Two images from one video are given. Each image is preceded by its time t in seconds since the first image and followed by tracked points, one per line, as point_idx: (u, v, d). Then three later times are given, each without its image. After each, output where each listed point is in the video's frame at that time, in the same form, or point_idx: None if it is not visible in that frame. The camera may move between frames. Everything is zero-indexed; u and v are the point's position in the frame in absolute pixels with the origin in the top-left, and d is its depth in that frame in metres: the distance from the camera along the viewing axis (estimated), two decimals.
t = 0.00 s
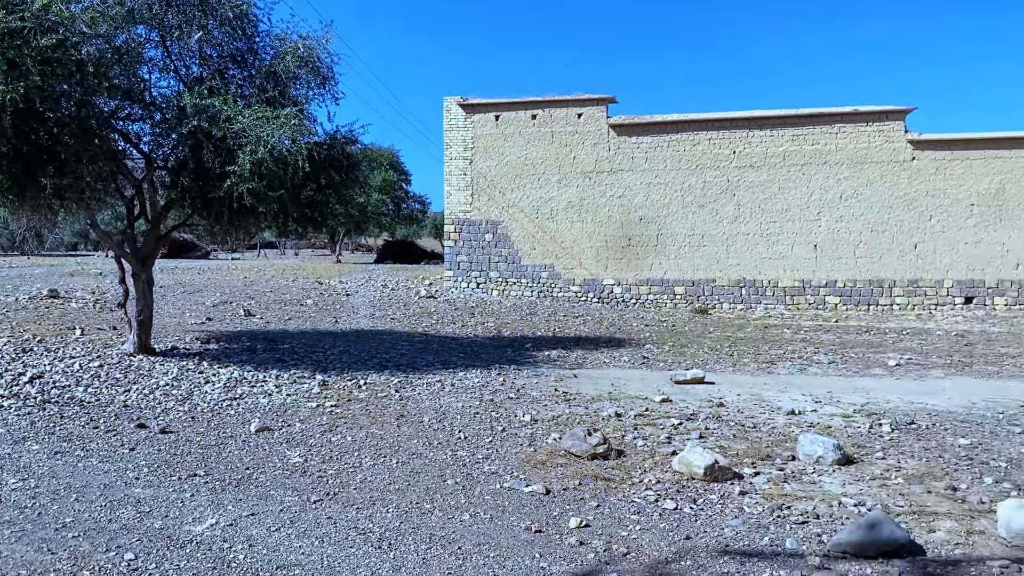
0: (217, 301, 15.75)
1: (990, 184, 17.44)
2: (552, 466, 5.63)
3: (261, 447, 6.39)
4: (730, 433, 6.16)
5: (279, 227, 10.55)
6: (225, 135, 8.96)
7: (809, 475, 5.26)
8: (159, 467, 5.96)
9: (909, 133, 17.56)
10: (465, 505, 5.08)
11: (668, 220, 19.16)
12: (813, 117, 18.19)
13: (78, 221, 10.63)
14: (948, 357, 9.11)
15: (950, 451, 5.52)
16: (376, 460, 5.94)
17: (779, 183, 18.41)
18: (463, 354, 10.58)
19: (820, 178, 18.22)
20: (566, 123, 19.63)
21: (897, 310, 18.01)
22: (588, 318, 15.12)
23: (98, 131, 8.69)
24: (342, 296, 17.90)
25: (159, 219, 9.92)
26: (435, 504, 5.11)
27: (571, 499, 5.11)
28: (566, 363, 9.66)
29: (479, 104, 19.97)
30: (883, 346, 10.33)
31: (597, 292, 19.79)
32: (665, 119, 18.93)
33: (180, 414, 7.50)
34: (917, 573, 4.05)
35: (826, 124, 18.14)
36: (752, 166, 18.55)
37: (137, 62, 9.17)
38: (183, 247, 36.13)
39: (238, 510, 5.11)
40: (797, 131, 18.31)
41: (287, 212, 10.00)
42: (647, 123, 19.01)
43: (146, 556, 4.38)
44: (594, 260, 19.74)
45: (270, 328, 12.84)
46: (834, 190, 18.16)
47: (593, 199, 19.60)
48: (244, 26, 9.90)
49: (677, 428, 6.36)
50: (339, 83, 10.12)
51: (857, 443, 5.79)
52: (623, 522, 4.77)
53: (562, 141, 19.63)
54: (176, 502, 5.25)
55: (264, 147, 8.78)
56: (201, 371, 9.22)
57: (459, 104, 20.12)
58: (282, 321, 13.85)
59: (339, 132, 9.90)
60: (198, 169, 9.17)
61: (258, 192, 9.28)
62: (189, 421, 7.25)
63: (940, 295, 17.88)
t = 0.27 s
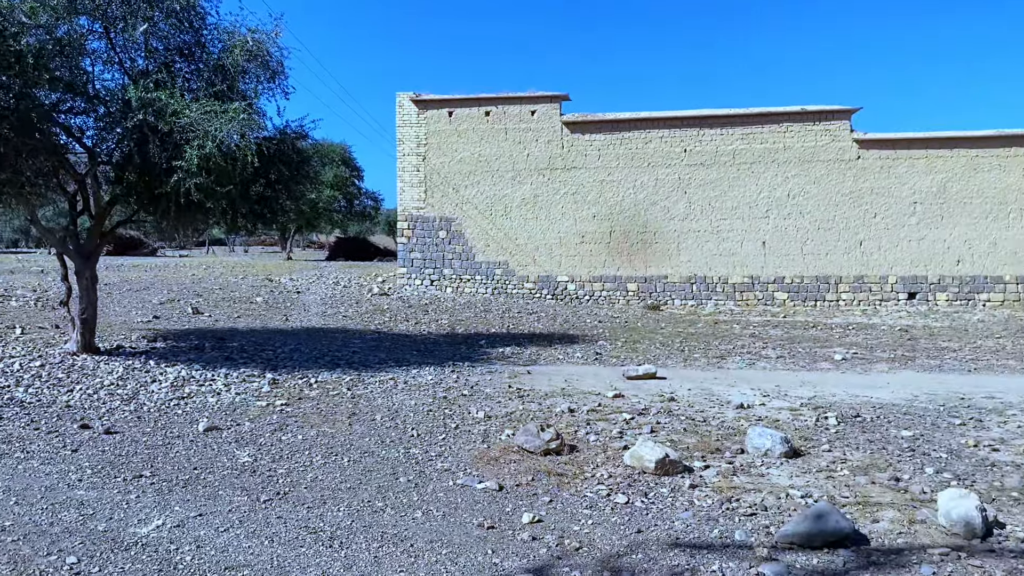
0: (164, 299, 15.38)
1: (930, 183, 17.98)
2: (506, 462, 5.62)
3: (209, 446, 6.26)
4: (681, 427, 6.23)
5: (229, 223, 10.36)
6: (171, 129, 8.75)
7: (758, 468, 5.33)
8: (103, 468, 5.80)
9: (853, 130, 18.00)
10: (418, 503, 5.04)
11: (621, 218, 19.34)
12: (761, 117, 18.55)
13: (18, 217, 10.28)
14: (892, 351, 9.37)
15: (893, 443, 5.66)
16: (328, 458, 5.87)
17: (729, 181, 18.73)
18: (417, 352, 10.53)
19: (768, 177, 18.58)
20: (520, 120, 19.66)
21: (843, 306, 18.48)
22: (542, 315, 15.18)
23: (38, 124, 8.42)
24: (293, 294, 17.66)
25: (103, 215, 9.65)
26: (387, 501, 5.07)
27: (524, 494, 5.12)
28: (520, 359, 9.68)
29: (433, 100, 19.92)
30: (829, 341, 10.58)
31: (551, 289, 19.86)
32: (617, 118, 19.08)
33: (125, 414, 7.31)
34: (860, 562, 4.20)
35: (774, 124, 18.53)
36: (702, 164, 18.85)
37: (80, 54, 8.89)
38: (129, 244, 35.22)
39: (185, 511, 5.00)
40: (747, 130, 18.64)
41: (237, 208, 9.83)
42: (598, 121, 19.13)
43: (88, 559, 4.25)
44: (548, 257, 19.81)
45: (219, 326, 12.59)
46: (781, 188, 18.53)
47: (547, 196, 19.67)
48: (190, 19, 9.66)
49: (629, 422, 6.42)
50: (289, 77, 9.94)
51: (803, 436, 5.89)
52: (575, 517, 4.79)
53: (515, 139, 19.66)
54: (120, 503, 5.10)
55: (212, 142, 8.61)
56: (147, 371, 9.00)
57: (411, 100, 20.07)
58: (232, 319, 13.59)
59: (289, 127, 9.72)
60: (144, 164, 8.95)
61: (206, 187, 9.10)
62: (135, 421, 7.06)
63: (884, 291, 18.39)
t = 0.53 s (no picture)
0: (106, 297, 14.98)
1: (871, 181, 18.43)
2: (455, 459, 5.60)
3: (152, 448, 6.12)
4: (629, 421, 6.29)
5: (174, 221, 10.14)
6: (113, 124, 8.53)
7: (703, 461, 5.40)
8: (40, 472, 5.62)
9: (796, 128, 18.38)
10: (367, 502, 5.01)
11: (571, 215, 19.44)
12: (707, 115, 18.82)
13: None
14: (834, 346, 9.60)
15: (835, 435, 5.79)
16: (275, 458, 5.78)
17: (677, 178, 18.99)
18: (367, 350, 10.45)
19: (715, 175, 18.87)
20: (470, 116, 19.61)
21: (788, 301, 18.88)
22: (494, 311, 15.20)
23: None
24: (241, 292, 17.37)
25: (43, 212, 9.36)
26: (335, 501, 5.02)
27: (474, 491, 5.11)
28: (471, 356, 9.67)
29: (382, 96, 19.78)
30: (774, 336, 10.80)
31: (502, 286, 19.88)
32: (566, 115, 19.18)
33: (64, 416, 7.09)
34: (802, 552, 4.32)
35: (720, 122, 18.82)
36: (651, 162, 19.07)
37: (16, 46, 8.60)
38: (70, 241, 34.22)
39: (126, 514, 4.87)
40: (694, 128, 18.91)
41: (181, 205, 9.63)
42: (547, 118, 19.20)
43: (24, 566, 4.12)
44: (499, 253, 19.82)
45: (164, 326, 12.31)
46: (728, 186, 18.83)
47: (497, 193, 19.66)
48: (132, 11, 9.40)
49: (579, 418, 6.45)
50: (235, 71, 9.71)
51: (748, 429, 5.98)
52: (524, 513, 4.80)
53: (466, 135, 19.63)
54: (59, 508, 4.96)
55: (155, 137, 8.41)
56: (89, 371, 8.76)
57: (360, 95, 19.92)
58: (177, 318, 13.31)
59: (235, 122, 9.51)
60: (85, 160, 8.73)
61: (149, 184, 8.90)
62: (74, 423, 6.86)
63: (827, 287, 18.82)
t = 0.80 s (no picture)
0: (42, 297, 14.55)
1: (812, 178, 18.82)
2: (402, 458, 5.56)
3: (89, 452, 5.95)
4: (577, 417, 6.31)
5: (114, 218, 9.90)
6: (47, 119, 8.28)
7: (648, 455, 5.44)
8: None
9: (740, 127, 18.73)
10: (312, 502, 4.95)
11: (520, 212, 19.47)
12: (653, 114, 19.02)
13: None
14: (776, 340, 9.78)
15: (776, 428, 5.89)
16: (218, 460, 5.68)
17: (624, 176, 19.18)
18: (313, 348, 10.33)
19: (662, 173, 19.10)
20: (418, 113, 19.53)
21: (732, 297, 19.18)
22: (442, 309, 15.17)
23: None
24: (183, 291, 17.04)
25: None
26: (278, 502, 4.95)
27: (420, 490, 5.07)
28: (419, 354, 9.61)
29: (329, 92, 19.55)
30: (718, 331, 10.97)
31: (452, 284, 19.82)
32: (514, 113, 19.21)
33: None
34: (743, 543, 4.40)
35: (666, 121, 19.05)
36: (599, 160, 19.21)
37: None
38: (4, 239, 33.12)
39: (61, 519, 4.73)
40: (642, 127, 19.12)
41: (121, 202, 9.41)
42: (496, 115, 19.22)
43: None
44: (449, 251, 19.73)
45: (104, 326, 12.00)
46: (675, 183, 19.09)
47: (446, 190, 19.60)
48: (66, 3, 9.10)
49: (526, 415, 6.45)
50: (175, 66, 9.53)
51: (692, 423, 6.05)
52: (470, 511, 4.79)
53: (414, 132, 19.52)
54: None
55: (92, 133, 8.20)
56: (25, 373, 8.49)
57: (306, 91, 19.63)
58: (118, 318, 12.99)
59: (176, 118, 9.34)
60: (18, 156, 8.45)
61: (86, 180, 8.67)
62: (7, 427, 6.64)
63: (770, 283, 19.17)
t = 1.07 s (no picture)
0: None
1: (753, 176, 19.11)
2: (344, 459, 5.49)
3: (19, 458, 5.75)
4: (522, 415, 6.28)
5: (45, 216, 9.62)
6: None
7: (592, 452, 5.45)
8: None
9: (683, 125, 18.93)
10: (252, 506, 4.86)
11: (467, 209, 19.43)
12: (598, 113, 19.12)
13: None
14: (718, 335, 9.93)
15: (717, 422, 5.95)
16: (154, 464, 5.54)
17: (570, 174, 19.25)
18: (255, 349, 10.16)
19: (607, 171, 19.25)
20: (362, 109, 19.30)
21: (676, 293, 19.41)
22: (388, 308, 15.08)
23: None
24: (120, 292, 16.60)
25: None
26: (217, 506, 4.85)
27: (363, 491, 5.01)
28: (364, 354, 9.51)
29: (273, 87, 19.22)
30: (663, 327, 11.09)
31: (399, 281, 19.69)
32: (460, 112, 19.08)
33: None
34: (684, 537, 4.44)
35: (612, 120, 19.18)
36: (545, 158, 19.24)
37: None
38: None
39: None
40: (587, 124, 19.19)
41: (53, 200, 9.14)
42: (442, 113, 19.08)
43: None
44: (395, 249, 19.60)
45: (37, 328, 11.62)
46: (620, 181, 19.26)
47: (392, 187, 19.45)
48: None
49: (472, 413, 6.42)
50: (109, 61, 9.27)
51: (636, 418, 6.07)
52: (413, 511, 4.75)
53: (359, 128, 19.30)
54: None
55: (21, 129, 7.94)
56: None
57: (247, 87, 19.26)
58: (53, 320, 12.60)
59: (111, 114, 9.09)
60: None
61: (15, 178, 8.39)
62: None
63: (714, 278, 19.44)
